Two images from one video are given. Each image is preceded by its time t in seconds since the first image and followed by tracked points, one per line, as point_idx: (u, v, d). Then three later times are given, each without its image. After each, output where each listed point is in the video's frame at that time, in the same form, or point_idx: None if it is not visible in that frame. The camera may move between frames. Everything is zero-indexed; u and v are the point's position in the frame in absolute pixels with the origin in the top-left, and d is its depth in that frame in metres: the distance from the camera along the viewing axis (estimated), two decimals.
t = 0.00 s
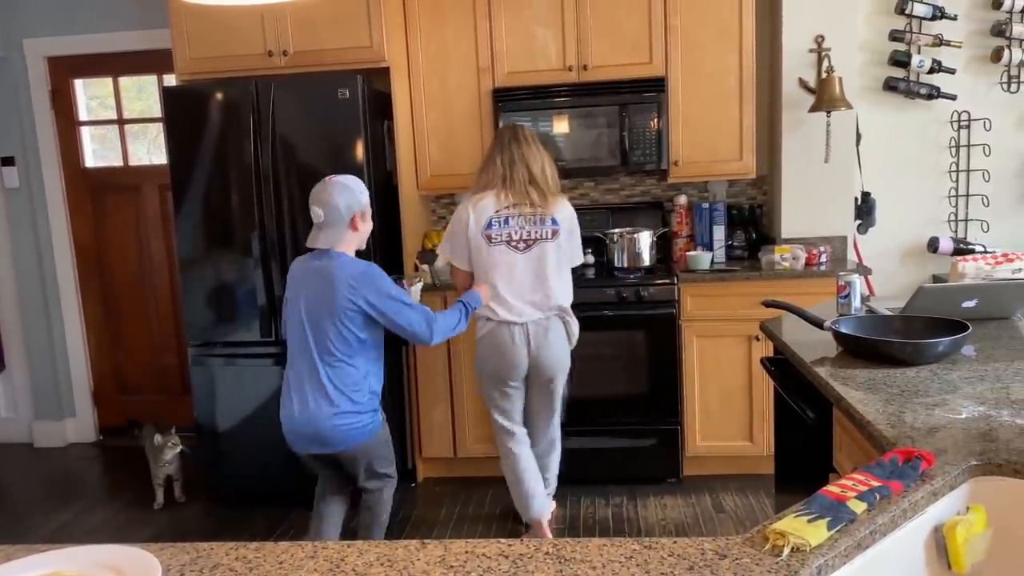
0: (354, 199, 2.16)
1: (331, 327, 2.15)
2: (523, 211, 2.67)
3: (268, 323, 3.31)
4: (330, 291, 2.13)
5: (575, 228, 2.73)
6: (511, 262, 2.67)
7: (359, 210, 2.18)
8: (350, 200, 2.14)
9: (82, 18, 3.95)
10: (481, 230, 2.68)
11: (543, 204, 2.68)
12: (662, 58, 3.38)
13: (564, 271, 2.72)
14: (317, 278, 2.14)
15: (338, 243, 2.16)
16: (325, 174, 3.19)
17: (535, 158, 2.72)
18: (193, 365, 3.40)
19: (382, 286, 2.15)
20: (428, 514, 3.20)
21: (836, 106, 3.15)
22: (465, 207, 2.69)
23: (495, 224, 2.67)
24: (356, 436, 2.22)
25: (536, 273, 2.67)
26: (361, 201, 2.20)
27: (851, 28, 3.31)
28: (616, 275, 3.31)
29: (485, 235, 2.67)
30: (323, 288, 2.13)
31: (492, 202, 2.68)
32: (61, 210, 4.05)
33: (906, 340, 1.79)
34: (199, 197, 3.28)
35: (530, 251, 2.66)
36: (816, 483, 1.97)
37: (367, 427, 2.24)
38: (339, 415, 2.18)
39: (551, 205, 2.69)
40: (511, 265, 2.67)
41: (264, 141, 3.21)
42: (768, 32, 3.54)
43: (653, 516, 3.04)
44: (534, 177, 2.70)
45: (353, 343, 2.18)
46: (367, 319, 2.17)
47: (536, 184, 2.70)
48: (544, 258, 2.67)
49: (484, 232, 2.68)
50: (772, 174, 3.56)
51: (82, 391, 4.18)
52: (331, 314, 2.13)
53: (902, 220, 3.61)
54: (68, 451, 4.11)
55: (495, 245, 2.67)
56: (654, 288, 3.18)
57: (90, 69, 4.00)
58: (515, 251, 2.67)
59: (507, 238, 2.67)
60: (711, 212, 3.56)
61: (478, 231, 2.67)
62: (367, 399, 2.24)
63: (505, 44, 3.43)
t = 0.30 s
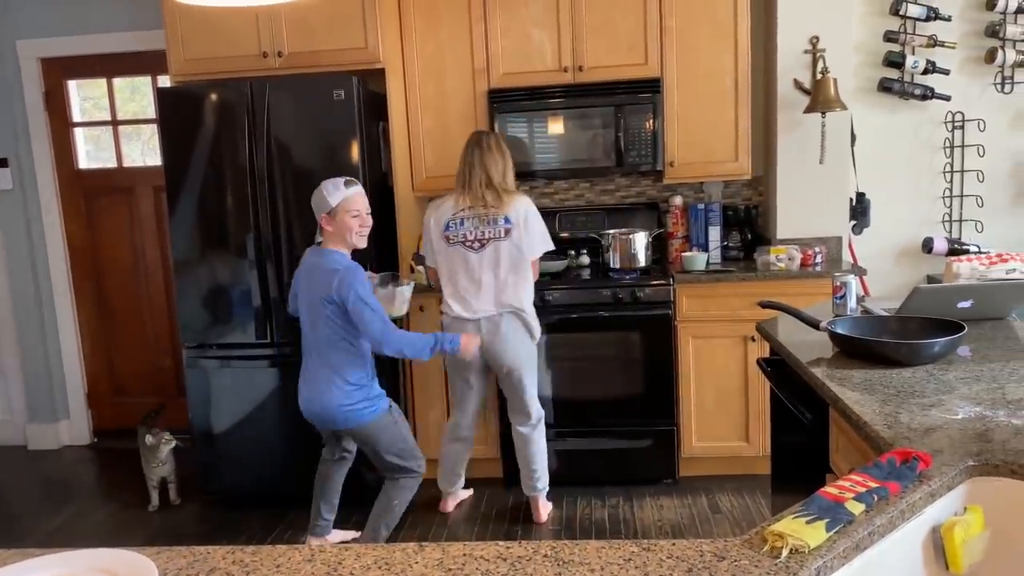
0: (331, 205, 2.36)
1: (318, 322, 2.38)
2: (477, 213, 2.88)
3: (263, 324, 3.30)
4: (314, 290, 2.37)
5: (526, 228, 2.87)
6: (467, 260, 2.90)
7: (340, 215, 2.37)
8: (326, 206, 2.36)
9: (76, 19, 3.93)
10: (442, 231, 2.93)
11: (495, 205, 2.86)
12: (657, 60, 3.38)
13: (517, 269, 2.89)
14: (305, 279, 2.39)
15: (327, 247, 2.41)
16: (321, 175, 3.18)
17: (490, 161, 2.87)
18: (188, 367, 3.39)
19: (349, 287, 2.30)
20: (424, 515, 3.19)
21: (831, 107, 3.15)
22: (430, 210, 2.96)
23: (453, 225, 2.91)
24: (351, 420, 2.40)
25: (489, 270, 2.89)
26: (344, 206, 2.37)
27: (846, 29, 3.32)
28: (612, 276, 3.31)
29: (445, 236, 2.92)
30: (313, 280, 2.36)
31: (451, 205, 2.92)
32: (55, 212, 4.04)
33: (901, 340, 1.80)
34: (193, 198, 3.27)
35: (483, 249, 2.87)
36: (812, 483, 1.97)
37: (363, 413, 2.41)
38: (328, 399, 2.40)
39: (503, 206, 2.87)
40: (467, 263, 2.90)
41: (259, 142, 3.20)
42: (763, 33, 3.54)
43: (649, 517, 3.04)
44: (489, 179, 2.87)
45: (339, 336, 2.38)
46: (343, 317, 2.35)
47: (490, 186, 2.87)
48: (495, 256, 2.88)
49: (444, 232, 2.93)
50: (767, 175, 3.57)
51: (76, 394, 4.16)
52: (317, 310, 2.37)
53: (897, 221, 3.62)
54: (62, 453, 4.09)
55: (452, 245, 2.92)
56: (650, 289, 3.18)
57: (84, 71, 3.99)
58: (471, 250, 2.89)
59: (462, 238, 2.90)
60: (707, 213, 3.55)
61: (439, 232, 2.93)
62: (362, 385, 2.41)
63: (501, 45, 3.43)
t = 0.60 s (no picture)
0: (387, 211, 2.22)
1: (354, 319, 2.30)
2: (457, 205, 2.91)
3: (268, 326, 3.30)
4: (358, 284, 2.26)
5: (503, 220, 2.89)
6: (447, 251, 2.95)
7: (396, 221, 2.23)
8: (382, 211, 2.22)
9: (82, 19, 3.94)
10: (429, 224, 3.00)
11: (474, 197, 2.89)
12: (664, 61, 3.37)
13: (493, 262, 2.91)
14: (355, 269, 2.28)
15: (379, 254, 2.25)
16: (326, 177, 3.18)
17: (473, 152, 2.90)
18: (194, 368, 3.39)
19: (383, 293, 2.15)
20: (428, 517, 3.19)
21: (837, 109, 3.14)
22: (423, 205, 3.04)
23: (438, 218, 2.96)
24: (365, 420, 2.31)
25: (466, 262, 2.92)
26: (401, 212, 2.24)
27: (853, 30, 3.31)
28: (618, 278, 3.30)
29: (430, 228, 2.98)
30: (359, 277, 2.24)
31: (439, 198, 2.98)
32: (61, 212, 4.04)
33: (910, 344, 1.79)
34: (199, 199, 3.27)
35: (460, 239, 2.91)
36: (820, 488, 1.97)
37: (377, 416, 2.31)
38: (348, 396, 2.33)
39: (482, 199, 2.88)
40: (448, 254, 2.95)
41: (265, 143, 3.20)
42: (769, 35, 3.53)
43: (655, 520, 3.03)
44: (469, 171, 2.89)
45: (370, 339, 2.28)
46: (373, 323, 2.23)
47: (471, 178, 2.89)
48: (472, 248, 2.90)
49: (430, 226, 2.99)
50: (773, 177, 3.56)
51: (82, 394, 4.17)
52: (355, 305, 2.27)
53: (903, 223, 3.61)
54: (68, 453, 4.10)
55: (436, 237, 2.97)
56: (656, 292, 3.18)
57: (90, 71, 3.99)
58: (451, 241, 2.93)
59: (444, 230, 2.94)
60: (713, 214, 3.56)
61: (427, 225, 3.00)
62: (376, 394, 2.31)
63: (506, 47, 3.42)
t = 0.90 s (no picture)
0: (468, 186, 1.96)
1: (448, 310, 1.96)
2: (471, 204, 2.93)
3: (266, 325, 3.29)
4: (449, 266, 1.93)
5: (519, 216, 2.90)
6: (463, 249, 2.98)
7: (475, 198, 1.97)
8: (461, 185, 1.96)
9: (80, 18, 3.93)
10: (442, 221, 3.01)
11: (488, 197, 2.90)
12: (664, 60, 3.36)
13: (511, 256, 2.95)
14: (449, 249, 1.94)
15: (455, 232, 1.98)
16: (324, 176, 3.17)
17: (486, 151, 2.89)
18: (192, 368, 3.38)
19: (497, 259, 1.84)
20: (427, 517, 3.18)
21: (837, 108, 3.13)
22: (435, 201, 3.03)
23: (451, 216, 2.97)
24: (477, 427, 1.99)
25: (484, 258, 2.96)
26: (481, 189, 1.98)
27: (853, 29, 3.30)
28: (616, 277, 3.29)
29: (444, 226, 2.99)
30: (449, 261, 1.93)
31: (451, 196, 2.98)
32: (59, 210, 4.03)
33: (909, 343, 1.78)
34: (198, 199, 3.26)
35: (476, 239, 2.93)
36: (819, 488, 1.95)
37: (491, 416, 2.00)
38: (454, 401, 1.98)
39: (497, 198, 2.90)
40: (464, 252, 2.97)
41: (263, 142, 3.19)
42: (769, 34, 3.52)
43: (653, 519, 3.02)
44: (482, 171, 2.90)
45: (476, 328, 1.95)
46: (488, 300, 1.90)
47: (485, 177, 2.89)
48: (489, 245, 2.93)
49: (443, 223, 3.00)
50: (772, 177, 3.56)
51: (80, 394, 4.16)
52: (453, 289, 1.93)
53: (903, 222, 3.60)
54: (66, 453, 4.09)
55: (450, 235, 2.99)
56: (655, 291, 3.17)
57: (88, 70, 3.98)
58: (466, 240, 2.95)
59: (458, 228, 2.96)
60: (713, 214, 3.55)
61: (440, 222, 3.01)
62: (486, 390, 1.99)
63: (506, 46, 3.41)
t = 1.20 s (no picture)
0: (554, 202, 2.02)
1: (539, 337, 1.89)
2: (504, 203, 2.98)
3: (249, 329, 3.28)
4: (540, 291, 1.90)
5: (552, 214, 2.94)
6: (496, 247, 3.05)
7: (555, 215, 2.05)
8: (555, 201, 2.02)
9: (58, 23, 3.91)
10: (469, 220, 3.04)
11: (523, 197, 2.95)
12: (644, 61, 3.38)
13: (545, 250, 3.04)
14: (539, 275, 1.91)
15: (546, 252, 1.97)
16: (306, 178, 3.17)
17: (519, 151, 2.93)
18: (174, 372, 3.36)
19: (594, 289, 1.89)
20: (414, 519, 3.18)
21: (816, 106, 3.15)
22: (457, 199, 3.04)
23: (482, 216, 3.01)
24: (569, 455, 1.92)
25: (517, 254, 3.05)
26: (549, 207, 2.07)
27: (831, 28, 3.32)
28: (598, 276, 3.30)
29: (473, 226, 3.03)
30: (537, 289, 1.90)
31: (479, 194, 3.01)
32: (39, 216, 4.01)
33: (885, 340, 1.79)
34: (178, 203, 3.25)
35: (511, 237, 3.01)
36: (798, 484, 1.97)
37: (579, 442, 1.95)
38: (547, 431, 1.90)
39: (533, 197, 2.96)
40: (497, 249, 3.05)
41: (243, 146, 3.18)
42: (748, 34, 3.54)
43: (638, 517, 3.03)
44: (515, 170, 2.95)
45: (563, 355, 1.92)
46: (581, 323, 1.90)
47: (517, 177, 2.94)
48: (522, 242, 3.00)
49: (471, 222, 3.03)
50: (752, 176, 3.58)
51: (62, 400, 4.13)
52: (544, 316, 1.89)
53: (883, 219, 3.62)
54: (49, 460, 4.06)
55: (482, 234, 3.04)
56: (638, 290, 3.18)
57: (67, 74, 3.96)
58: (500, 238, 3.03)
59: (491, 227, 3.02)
60: (693, 213, 3.55)
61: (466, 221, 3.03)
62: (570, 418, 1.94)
63: (486, 47, 3.41)
